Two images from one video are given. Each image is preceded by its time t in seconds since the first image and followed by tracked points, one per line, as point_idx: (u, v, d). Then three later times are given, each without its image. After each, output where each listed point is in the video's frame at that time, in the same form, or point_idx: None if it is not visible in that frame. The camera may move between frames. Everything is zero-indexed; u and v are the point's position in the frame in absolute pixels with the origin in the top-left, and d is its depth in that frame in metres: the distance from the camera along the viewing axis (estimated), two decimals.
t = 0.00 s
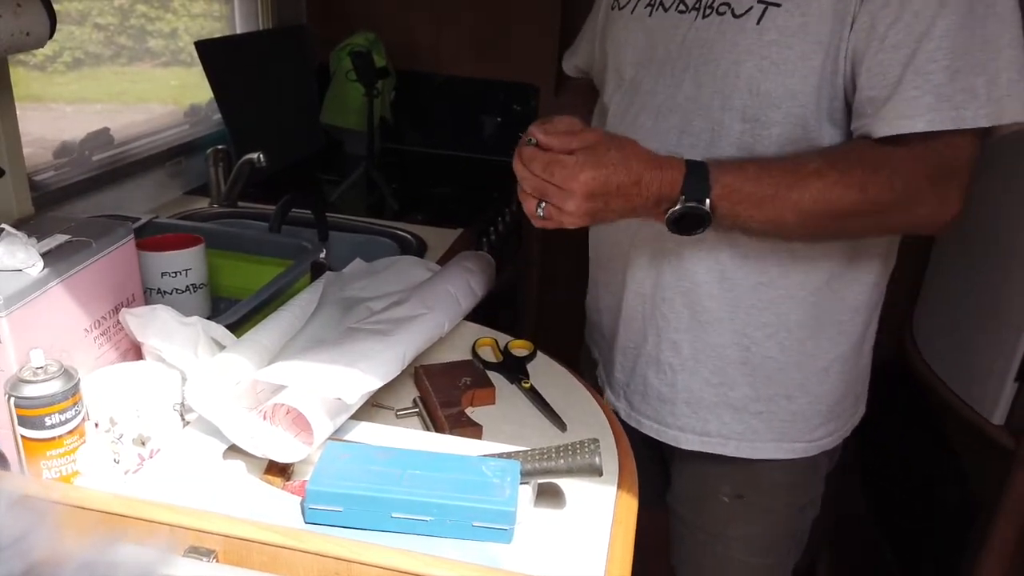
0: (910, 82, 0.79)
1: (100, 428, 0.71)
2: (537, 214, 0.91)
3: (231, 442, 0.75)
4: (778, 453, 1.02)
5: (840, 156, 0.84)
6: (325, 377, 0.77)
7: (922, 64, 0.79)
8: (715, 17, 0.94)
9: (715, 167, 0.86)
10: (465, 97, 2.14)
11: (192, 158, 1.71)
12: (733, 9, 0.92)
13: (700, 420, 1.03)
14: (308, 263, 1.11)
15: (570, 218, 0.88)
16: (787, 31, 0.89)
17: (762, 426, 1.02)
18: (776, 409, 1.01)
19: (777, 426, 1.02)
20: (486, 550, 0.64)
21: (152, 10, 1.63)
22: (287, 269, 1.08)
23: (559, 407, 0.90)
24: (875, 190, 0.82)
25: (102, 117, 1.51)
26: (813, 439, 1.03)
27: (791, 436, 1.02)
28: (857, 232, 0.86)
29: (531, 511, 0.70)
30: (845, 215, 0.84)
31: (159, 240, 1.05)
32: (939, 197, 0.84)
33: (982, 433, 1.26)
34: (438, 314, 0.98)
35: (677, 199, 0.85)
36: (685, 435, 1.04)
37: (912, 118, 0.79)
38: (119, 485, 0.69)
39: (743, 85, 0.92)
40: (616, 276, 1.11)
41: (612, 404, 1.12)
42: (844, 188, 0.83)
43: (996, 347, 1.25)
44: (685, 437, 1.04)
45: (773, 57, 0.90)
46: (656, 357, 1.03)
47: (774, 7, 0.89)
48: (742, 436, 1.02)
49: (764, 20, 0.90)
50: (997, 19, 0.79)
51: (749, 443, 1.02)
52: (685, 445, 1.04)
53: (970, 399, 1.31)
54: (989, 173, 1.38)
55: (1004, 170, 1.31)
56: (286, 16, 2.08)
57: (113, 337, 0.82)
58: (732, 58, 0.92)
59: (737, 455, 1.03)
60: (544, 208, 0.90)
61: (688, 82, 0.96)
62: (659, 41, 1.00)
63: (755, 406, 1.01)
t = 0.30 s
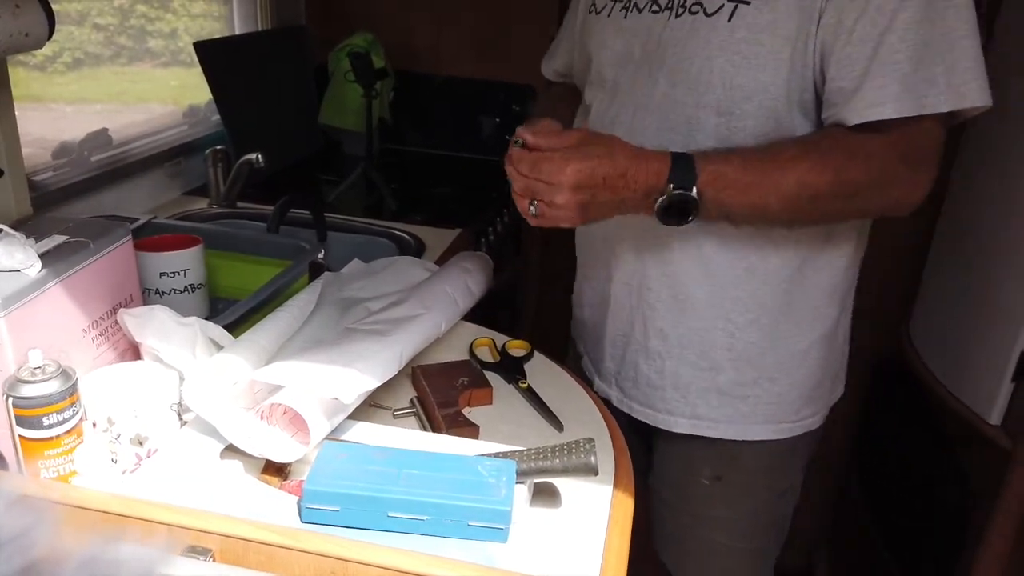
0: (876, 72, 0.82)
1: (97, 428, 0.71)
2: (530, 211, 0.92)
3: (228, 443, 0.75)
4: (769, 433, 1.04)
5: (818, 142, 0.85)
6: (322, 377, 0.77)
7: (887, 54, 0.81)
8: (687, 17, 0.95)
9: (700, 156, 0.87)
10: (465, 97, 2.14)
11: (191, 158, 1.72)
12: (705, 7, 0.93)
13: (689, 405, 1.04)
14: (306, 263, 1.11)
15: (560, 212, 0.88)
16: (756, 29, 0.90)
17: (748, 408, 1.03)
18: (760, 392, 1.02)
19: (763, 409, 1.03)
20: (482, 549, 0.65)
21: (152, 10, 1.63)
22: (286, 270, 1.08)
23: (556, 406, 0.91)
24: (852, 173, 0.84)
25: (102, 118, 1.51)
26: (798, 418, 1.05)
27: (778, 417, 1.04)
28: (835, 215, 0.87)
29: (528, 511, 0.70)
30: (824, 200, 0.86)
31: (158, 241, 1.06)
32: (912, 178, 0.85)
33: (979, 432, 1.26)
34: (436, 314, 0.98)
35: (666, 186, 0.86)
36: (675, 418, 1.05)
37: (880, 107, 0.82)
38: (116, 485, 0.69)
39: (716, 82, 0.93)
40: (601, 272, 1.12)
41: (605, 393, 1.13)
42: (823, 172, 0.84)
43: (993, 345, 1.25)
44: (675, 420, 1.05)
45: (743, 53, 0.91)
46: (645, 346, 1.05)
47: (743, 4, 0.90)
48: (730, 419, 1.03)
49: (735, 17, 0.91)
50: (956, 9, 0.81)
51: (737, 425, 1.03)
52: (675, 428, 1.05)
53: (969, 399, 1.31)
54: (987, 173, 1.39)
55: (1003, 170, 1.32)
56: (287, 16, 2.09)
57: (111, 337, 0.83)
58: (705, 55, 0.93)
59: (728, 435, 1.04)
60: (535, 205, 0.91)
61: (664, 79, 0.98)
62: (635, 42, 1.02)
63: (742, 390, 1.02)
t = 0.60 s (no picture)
0: (829, 72, 0.81)
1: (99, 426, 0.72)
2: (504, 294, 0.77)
3: (230, 441, 0.76)
4: (753, 420, 1.07)
5: (777, 152, 0.82)
6: (322, 376, 0.78)
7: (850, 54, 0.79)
8: (654, 24, 0.98)
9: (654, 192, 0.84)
10: (465, 97, 2.12)
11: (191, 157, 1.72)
12: (670, 15, 0.97)
13: (676, 391, 1.08)
14: (306, 263, 1.12)
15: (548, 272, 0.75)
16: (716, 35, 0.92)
17: (732, 397, 1.06)
18: (745, 380, 1.05)
19: (750, 397, 1.06)
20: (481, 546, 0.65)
21: (152, 11, 1.63)
22: (286, 270, 1.08)
23: (556, 406, 0.91)
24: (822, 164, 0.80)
25: (102, 118, 1.51)
26: (782, 407, 1.08)
27: (763, 407, 1.07)
28: (818, 218, 0.82)
29: (527, 508, 0.71)
30: (802, 202, 0.81)
31: (158, 241, 1.06)
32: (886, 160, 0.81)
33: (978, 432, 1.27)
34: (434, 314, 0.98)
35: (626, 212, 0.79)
36: (664, 405, 1.09)
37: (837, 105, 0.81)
38: (118, 483, 0.69)
39: (683, 87, 0.96)
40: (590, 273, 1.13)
41: (598, 386, 1.18)
42: (791, 172, 0.80)
43: (992, 346, 1.25)
44: (665, 407, 1.09)
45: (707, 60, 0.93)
46: (631, 338, 1.09)
47: (703, 11, 0.93)
48: (717, 406, 1.06)
49: (696, 23, 0.94)
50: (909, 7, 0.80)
51: (725, 413, 1.06)
52: (665, 414, 1.10)
53: (969, 399, 1.31)
54: (985, 172, 1.39)
55: (1002, 169, 1.33)
56: (287, 17, 2.09)
57: (112, 336, 0.83)
58: (670, 61, 0.96)
59: (712, 424, 1.07)
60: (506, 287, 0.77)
61: (637, 84, 1.00)
62: (609, 47, 1.05)
63: (726, 377, 1.05)
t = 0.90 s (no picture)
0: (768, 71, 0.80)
1: (102, 426, 0.71)
2: (356, 340, 0.73)
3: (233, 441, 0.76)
4: (733, 437, 1.09)
5: (666, 147, 0.84)
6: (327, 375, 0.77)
7: (830, 42, 0.79)
8: (638, 28, 1.01)
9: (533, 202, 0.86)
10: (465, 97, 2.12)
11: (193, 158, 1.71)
12: (650, 18, 1.00)
13: (658, 400, 1.11)
14: (308, 263, 1.12)
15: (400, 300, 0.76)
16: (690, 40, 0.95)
17: (713, 411, 1.08)
18: (726, 396, 1.07)
19: (731, 414, 1.08)
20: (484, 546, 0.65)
21: (152, 11, 1.63)
22: (287, 270, 1.09)
23: (557, 406, 0.91)
24: (712, 155, 0.81)
25: (102, 118, 1.51)
26: (772, 425, 1.10)
27: (746, 422, 1.09)
28: (713, 211, 0.81)
29: (530, 508, 0.71)
30: (693, 191, 0.81)
31: (161, 241, 1.06)
32: (785, 152, 0.81)
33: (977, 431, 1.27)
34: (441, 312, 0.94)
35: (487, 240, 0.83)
36: (644, 412, 1.13)
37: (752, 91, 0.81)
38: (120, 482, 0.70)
39: (659, 93, 0.99)
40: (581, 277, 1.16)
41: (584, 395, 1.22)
42: (680, 164, 0.81)
43: (992, 346, 1.25)
44: (646, 416, 1.12)
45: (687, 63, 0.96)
46: (621, 340, 1.12)
47: (680, 14, 0.95)
48: (696, 419, 1.09)
49: (674, 27, 0.96)
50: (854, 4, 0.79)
51: (703, 427, 1.09)
52: (645, 423, 1.13)
53: (969, 399, 1.31)
54: (985, 173, 1.39)
55: (1002, 168, 1.33)
56: (288, 18, 2.10)
57: (116, 336, 0.83)
58: (651, 68, 0.99)
59: (692, 437, 1.10)
60: (358, 336, 0.73)
61: (619, 89, 1.03)
62: (601, 52, 1.08)
63: (709, 392, 1.07)
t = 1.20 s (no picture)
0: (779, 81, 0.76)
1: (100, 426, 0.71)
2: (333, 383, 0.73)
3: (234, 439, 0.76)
4: (734, 461, 1.09)
5: (658, 164, 0.78)
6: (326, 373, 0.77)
7: (832, 51, 0.75)
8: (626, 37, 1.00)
9: (511, 215, 0.80)
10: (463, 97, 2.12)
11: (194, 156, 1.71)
12: (636, 28, 0.98)
13: (656, 429, 1.10)
14: (308, 262, 1.12)
15: (364, 333, 0.70)
16: (681, 48, 0.92)
17: (714, 440, 1.08)
18: (726, 422, 1.07)
19: (730, 437, 1.08)
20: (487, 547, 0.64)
21: (152, 10, 1.63)
22: (287, 270, 1.08)
23: (561, 406, 0.90)
24: (706, 176, 0.76)
25: (102, 117, 1.51)
26: (767, 440, 1.11)
27: (746, 444, 1.09)
28: (704, 235, 0.76)
29: (533, 509, 0.70)
30: (685, 213, 0.76)
31: (161, 240, 1.05)
32: (784, 173, 0.76)
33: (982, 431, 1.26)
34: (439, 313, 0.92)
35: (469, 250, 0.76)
36: (647, 438, 1.12)
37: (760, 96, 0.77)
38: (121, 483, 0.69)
39: (648, 104, 0.97)
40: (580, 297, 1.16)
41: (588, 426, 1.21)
42: (672, 183, 0.76)
43: (996, 347, 1.24)
44: (648, 441, 1.12)
45: (673, 76, 0.94)
46: (629, 355, 1.11)
47: (667, 23, 0.93)
48: (695, 450, 1.08)
49: (660, 37, 0.94)
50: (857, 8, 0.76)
51: (703, 456, 1.08)
52: (647, 447, 1.12)
53: (973, 400, 1.30)
54: (988, 173, 1.39)
55: (1006, 168, 1.32)
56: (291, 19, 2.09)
57: (115, 335, 0.82)
58: (637, 79, 0.97)
59: (692, 467, 1.09)
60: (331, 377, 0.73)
61: (607, 101, 1.01)
62: (590, 65, 1.06)
63: (706, 423, 1.07)
